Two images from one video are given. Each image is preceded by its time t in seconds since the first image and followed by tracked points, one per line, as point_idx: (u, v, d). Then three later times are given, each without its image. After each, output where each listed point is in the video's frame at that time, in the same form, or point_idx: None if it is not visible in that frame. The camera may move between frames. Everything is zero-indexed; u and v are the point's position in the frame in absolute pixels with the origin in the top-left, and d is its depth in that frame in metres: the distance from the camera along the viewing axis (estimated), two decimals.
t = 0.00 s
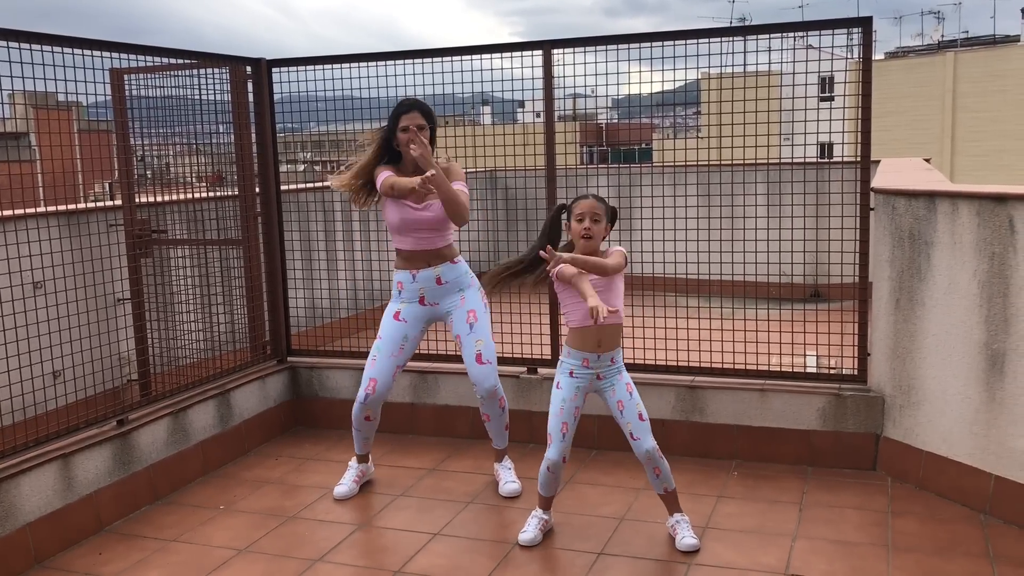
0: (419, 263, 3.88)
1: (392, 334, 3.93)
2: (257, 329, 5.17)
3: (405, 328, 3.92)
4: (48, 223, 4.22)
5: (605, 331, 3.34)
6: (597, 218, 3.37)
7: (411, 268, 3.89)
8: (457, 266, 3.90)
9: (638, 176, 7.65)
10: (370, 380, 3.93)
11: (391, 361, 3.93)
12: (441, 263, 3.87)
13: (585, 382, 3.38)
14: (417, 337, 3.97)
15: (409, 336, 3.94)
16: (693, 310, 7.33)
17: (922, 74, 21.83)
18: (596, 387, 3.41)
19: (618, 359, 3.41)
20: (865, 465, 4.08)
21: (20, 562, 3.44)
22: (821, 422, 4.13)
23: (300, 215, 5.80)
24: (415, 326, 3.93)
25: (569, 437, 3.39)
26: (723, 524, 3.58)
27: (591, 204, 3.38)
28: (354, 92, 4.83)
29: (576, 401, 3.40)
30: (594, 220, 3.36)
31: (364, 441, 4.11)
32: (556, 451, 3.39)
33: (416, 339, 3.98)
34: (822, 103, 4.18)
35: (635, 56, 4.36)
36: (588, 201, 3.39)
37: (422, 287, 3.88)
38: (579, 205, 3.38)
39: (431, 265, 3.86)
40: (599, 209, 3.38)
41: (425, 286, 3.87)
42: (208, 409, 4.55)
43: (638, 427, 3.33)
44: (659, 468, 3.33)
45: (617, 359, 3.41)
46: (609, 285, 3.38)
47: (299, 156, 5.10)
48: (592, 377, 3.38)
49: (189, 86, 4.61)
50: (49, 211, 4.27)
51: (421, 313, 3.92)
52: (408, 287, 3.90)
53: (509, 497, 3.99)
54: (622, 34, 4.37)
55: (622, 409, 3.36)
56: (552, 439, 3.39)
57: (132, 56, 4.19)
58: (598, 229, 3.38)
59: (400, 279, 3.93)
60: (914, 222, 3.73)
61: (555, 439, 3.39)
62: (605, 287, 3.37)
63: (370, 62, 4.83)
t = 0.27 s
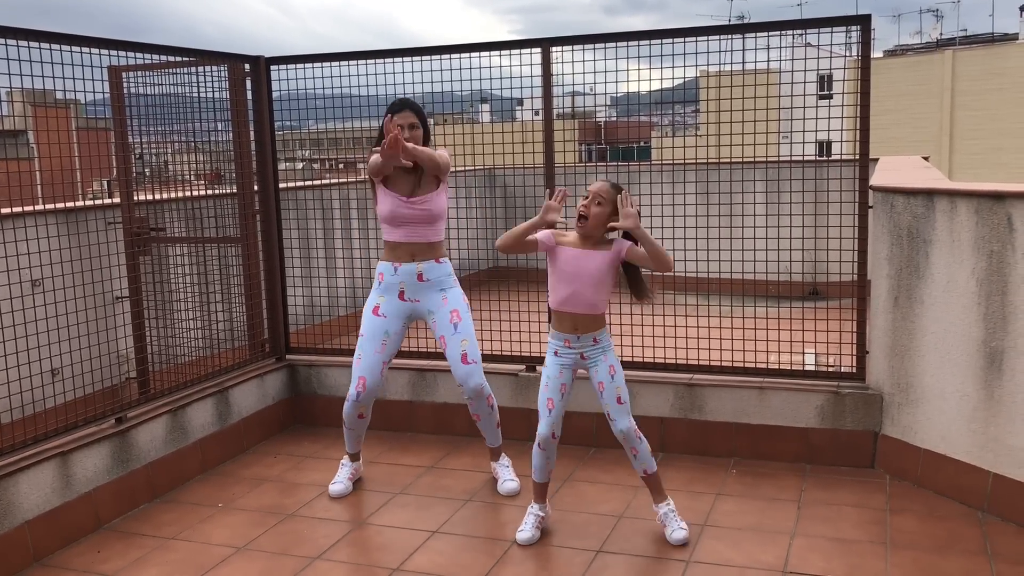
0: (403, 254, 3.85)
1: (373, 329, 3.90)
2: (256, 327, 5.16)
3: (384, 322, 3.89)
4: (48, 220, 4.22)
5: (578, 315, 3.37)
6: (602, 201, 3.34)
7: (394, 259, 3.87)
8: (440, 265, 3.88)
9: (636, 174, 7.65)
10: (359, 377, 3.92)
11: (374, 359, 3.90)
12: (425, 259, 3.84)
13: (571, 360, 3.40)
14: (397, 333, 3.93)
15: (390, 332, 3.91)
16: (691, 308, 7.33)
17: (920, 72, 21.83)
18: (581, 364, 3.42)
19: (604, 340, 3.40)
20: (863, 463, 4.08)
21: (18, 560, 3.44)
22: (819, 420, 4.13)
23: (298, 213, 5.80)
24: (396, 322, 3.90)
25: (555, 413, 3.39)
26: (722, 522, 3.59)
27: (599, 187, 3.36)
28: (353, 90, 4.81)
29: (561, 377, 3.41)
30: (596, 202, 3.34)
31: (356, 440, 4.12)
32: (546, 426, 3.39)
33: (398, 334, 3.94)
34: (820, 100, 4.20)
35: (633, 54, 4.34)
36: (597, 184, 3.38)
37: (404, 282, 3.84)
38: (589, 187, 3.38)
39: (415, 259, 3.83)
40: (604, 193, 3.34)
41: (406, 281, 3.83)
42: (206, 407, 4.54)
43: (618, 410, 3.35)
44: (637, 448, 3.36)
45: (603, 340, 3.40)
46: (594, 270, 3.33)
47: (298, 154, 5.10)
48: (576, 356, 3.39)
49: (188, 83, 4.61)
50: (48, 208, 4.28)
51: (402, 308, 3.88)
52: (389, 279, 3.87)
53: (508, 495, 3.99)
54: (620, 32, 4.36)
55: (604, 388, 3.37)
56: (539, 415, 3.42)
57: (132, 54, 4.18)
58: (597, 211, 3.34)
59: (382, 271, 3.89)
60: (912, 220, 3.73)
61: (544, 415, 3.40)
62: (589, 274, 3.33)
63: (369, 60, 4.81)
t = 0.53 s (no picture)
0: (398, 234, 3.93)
1: (383, 292, 3.92)
2: (256, 325, 5.15)
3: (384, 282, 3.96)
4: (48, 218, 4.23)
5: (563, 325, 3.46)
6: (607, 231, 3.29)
7: (388, 234, 3.94)
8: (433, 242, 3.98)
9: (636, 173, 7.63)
10: (388, 338, 3.84)
11: (396, 315, 3.90)
12: (419, 239, 3.94)
13: (559, 349, 3.52)
14: (404, 292, 4.00)
15: (398, 292, 3.98)
16: (690, 306, 7.33)
17: (919, 71, 21.83)
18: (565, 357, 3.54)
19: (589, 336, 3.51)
20: (863, 461, 4.09)
21: (18, 558, 3.44)
22: (819, 419, 4.13)
23: (298, 211, 5.80)
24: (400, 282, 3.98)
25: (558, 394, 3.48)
26: (721, 520, 3.59)
27: (605, 212, 3.31)
28: (353, 88, 4.81)
29: (552, 364, 3.51)
30: (600, 227, 3.29)
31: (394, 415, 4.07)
32: (549, 413, 3.48)
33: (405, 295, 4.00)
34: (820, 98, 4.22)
35: (633, 52, 4.35)
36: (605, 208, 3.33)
37: (395, 254, 3.96)
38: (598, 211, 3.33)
39: (410, 238, 3.93)
40: (608, 218, 3.29)
41: (400, 255, 3.95)
42: (206, 405, 4.54)
43: (583, 393, 3.44)
44: (586, 439, 3.42)
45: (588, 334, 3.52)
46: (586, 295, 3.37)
47: (297, 152, 5.14)
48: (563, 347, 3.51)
49: (187, 82, 4.60)
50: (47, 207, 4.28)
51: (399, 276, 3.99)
52: (385, 251, 3.98)
53: (508, 494, 4.00)
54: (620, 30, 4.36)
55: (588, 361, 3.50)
56: (546, 400, 3.48)
57: (130, 51, 4.18)
58: (599, 236, 3.29)
59: (376, 242, 4.00)
60: (912, 219, 3.73)
61: (549, 401, 3.48)
62: (578, 298, 3.37)
63: (369, 58, 4.81)
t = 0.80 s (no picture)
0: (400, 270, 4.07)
1: (386, 322, 4.07)
2: (256, 323, 5.17)
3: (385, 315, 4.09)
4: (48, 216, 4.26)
5: (589, 323, 3.48)
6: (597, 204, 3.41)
7: (391, 268, 4.10)
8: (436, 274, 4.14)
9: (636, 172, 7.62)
10: (387, 363, 3.99)
11: (393, 343, 4.04)
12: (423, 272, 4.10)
13: (578, 354, 3.53)
14: (407, 322, 4.13)
15: (401, 321, 4.11)
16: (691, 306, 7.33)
17: (920, 70, 21.82)
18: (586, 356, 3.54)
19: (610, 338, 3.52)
20: (863, 460, 4.09)
21: (18, 556, 3.44)
22: (819, 417, 4.13)
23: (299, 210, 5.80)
24: (401, 313, 4.13)
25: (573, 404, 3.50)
26: (720, 518, 3.59)
27: (596, 196, 3.42)
28: (353, 87, 4.81)
29: (572, 371, 3.53)
30: (600, 210, 3.42)
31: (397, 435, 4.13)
32: (563, 424, 3.48)
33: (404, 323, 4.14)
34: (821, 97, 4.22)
35: (635, 51, 4.40)
36: (592, 189, 3.44)
37: (397, 285, 4.10)
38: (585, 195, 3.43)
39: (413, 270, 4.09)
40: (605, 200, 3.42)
41: (402, 285, 4.10)
42: (206, 403, 4.54)
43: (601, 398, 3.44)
44: (603, 441, 3.45)
45: (608, 338, 3.52)
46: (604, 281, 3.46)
47: (298, 152, 5.07)
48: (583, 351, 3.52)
49: (186, 80, 4.60)
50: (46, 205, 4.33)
51: (401, 306, 4.13)
52: (386, 283, 4.12)
53: (508, 492, 4.00)
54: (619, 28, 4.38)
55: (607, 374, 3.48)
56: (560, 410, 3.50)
57: (130, 50, 4.18)
58: (601, 218, 3.42)
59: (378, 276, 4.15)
60: (912, 218, 3.73)
61: (564, 410, 3.49)
62: (598, 283, 3.45)
63: (369, 57, 4.81)
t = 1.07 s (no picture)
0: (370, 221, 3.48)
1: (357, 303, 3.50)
2: (227, 312, 4.93)
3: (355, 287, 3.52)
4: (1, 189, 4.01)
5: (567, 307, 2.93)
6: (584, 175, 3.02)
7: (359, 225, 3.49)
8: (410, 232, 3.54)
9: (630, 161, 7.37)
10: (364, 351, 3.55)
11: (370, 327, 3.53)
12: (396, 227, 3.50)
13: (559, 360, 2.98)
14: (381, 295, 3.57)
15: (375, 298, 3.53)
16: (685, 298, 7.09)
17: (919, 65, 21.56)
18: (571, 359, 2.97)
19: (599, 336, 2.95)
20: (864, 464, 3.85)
21: None
22: (818, 416, 3.92)
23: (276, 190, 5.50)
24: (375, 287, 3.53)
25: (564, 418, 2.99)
26: (710, 524, 3.35)
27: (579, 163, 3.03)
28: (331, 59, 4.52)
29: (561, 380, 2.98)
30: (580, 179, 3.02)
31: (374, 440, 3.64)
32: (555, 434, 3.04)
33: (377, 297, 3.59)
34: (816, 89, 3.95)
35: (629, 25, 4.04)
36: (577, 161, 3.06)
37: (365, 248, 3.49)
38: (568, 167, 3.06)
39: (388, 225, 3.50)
40: (587, 168, 3.02)
41: (374, 248, 3.48)
42: (167, 395, 4.31)
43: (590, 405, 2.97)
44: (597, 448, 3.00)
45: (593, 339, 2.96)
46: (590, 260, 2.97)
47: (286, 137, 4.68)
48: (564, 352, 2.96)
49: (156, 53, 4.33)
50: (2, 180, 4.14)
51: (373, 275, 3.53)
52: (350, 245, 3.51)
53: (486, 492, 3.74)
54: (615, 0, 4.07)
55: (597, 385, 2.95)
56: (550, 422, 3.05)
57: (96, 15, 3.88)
58: (583, 191, 3.01)
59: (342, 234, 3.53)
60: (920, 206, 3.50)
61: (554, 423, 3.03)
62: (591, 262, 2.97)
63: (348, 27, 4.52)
